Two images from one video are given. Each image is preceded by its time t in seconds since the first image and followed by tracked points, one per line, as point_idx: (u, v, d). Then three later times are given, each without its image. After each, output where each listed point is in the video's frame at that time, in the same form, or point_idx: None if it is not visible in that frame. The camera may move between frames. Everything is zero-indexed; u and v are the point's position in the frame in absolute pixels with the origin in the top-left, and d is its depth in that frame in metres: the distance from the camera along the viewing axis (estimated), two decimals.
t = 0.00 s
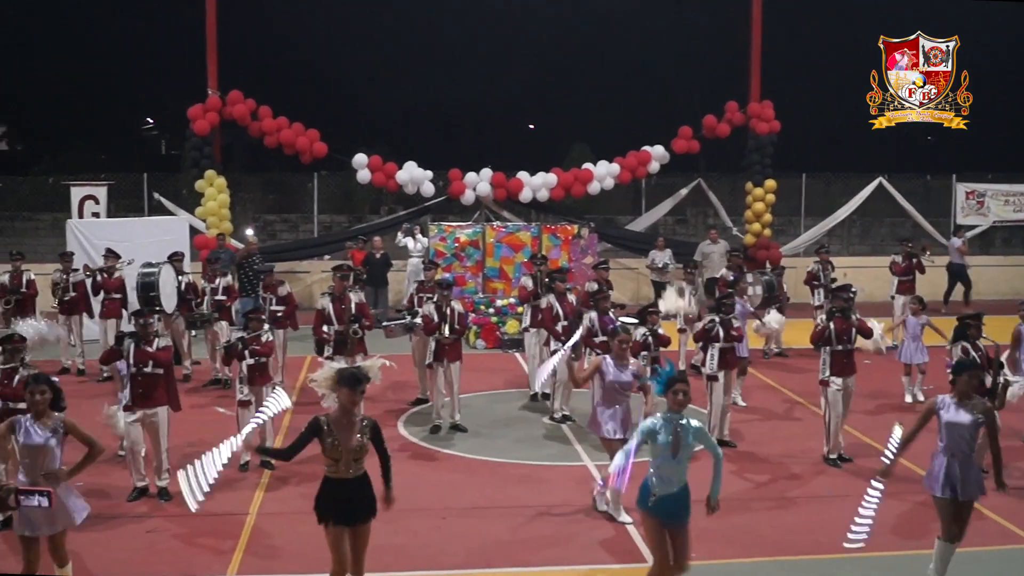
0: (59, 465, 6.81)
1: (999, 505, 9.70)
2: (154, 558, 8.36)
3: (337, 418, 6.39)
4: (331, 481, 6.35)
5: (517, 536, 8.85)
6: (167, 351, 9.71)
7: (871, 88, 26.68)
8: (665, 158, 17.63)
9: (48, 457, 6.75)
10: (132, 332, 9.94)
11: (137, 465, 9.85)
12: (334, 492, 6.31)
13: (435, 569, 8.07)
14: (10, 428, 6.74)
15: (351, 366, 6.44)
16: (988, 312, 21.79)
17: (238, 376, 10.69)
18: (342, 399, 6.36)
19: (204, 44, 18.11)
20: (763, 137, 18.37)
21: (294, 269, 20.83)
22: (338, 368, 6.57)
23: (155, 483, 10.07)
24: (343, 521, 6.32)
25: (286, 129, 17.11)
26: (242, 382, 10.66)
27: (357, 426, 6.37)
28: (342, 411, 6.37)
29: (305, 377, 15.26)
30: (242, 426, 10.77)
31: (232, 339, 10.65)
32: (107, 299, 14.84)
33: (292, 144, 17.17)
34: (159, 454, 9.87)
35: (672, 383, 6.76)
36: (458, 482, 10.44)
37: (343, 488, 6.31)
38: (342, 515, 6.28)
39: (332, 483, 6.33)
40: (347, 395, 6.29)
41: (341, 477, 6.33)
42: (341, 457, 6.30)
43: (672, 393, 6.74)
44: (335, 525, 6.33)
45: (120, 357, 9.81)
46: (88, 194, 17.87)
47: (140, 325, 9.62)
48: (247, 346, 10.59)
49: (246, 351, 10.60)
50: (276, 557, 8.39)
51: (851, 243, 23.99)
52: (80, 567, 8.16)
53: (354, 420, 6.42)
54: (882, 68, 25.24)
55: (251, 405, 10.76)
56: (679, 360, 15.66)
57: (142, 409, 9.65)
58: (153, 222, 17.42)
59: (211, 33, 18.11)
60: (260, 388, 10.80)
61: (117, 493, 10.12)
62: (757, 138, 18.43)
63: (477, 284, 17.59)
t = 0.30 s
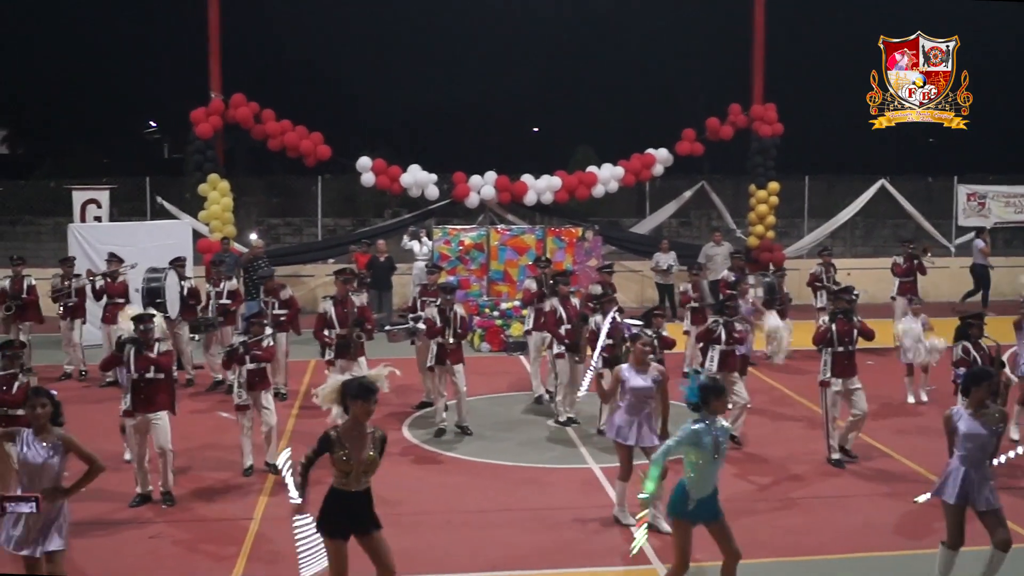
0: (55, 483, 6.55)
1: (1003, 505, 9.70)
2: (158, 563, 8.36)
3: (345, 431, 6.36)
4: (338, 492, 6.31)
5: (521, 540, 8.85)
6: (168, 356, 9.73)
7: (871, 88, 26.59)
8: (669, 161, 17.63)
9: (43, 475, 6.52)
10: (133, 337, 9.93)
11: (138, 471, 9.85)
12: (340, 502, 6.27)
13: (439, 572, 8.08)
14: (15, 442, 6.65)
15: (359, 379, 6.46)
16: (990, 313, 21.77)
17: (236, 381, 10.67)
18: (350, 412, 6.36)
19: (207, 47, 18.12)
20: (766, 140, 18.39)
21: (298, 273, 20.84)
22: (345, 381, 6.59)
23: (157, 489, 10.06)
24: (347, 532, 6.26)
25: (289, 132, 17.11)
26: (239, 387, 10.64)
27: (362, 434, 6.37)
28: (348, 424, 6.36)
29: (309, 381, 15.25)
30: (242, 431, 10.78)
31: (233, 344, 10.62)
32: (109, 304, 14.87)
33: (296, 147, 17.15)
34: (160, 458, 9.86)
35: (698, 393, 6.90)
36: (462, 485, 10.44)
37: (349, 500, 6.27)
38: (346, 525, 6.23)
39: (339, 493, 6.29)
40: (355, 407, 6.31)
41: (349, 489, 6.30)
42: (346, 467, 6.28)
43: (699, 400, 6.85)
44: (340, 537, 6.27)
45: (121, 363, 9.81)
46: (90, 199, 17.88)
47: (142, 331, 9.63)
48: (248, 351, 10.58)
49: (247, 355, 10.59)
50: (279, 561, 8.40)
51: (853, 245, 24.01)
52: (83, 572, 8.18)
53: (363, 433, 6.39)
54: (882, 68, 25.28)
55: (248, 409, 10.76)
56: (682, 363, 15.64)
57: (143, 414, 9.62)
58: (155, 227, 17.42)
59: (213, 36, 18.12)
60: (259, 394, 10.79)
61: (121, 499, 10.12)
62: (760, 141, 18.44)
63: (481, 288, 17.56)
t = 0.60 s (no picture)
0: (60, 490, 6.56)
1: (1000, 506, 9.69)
2: (155, 565, 8.36)
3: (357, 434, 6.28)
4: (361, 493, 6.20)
5: (518, 541, 8.85)
6: (165, 358, 9.71)
7: (870, 88, 26.65)
8: (664, 163, 17.64)
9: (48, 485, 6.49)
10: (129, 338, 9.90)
11: (136, 472, 9.84)
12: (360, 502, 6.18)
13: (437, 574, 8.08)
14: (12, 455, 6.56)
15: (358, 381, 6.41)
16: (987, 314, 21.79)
17: (235, 383, 10.66)
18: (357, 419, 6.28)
19: (204, 49, 18.11)
20: (762, 141, 18.39)
21: (295, 275, 20.84)
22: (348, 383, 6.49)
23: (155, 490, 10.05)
24: (369, 532, 6.18)
25: (285, 134, 17.10)
26: (238, 389, 10.63)
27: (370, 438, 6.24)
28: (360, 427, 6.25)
29: (305, 383, 15.24)
30: (240, 433, 10.76)
31: (230, 346, 10.60)
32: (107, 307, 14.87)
33: (292, 148, 17.15)
34: (158, 460, 9.85)
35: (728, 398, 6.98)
36: (459, 487, 10.44)
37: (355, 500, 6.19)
38: (368, 525, 6.15)
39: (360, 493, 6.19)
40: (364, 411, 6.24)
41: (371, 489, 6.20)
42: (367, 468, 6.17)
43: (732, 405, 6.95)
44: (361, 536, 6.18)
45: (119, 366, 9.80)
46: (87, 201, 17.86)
47: (139, 333, 9.61)
48: (246, 352, 10.56)
49: (244, 357, 10.57)
50: (277, 562, 8.39)
51: (850, 246, 24.05)
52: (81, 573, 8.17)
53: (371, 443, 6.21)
54: (882, 68, 25.34)
55: (248, 411, 10.74)
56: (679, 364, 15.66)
57: (142, 416, 9.61)
58: (151, 229, 17.39)
59: (210, 37, 18.11)
60: (259, 395, 10.78)
61: (118, 501, 10.11)
62: (757, 142, 18.45)
63: (477, 290, 17.58)
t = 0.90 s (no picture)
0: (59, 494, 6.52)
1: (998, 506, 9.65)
2: (151, 563, 8.35)
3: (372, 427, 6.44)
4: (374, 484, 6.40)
5: (514, 539, 8.85)
6: (162, 356, 9.69)
7: (870, 88, 26.65)
8: (661, 161, 17.67)
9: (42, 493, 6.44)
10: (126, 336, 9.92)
11: (133, 470, 9.83)
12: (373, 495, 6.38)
13: (433, 572, 8.06)
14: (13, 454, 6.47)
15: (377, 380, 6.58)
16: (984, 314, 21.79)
17: (232, 381, 10.65)
18: (381, 418, 6.44)
19: (201, 48, 18.08)
20: (759, 139, 18.40)
21: (291, 273, 20.82)
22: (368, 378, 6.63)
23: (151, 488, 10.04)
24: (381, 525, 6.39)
25: (283, 131, 17.06)
26: (236, 387, 10.62)
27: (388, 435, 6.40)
28: (386, 425, 6.41)
29: (302, 381, 15.23)
30: (238, 431, 10.75)
31: (227, 344, 10.60)
32: (103, 304, 14.84)
33: (289, 145, 17.13)
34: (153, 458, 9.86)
35: (750, 392, 6.81)
36: (456, 485, 10.43)
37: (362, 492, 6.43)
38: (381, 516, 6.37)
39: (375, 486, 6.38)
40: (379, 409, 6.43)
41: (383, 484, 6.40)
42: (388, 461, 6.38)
43: (752, 400, 6.80)
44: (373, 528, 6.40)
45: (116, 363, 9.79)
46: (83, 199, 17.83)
47: (136, 330, 9.61)
48: (243, 350, 10.56)
49: (241, 355, 10.58)
50: (274, 561, 8.39)
51: (847, 245, 24.07)
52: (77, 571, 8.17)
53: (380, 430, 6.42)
54: (882, 68, 25.39)
55: (245, 409, 10.72)
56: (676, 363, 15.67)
57: (139, 414, 9.63)
58: (147, 226, 17.37)
59: (208, 35, 18.08)
60: (255, 393, 10.82)
61: (114, 498, 10.09)
62: (754, 141, 18.46)
63: (474, 287, 17.55)
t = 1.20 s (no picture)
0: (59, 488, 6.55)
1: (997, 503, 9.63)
2: (149, 560, 8.35)
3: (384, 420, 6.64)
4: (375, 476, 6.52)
5: (512, 536, 8.85)
6: (159, 353, 9.70)
7: (871, 88, 26.66)
8: (659, 158, 17.66)
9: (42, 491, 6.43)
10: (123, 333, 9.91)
11: (130, 467, 9.82)
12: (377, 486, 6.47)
13: (431, 570, 8.05)
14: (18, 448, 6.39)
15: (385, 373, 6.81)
16: (982, 311, 21.79)
17: (227, 377, 10.61)
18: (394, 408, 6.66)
19: (198, 45, 18.05)
20: (757, 137, 18.41)
21: (289, 269, 20.80)
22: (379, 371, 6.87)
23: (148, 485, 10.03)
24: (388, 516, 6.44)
25: (280, 127, 17.03)
26: (230, 383, 10.57)
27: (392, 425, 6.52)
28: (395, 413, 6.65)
29: (300, 377, 15.22)
30: (234, 428, 10.75)
31: (224, 341, 10.61)
32: (102, 301, 14.83)
33: (287, 142, 17.12)
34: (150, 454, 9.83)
35: (755, 383, 6.86)
36: (454, 482, 10.42)
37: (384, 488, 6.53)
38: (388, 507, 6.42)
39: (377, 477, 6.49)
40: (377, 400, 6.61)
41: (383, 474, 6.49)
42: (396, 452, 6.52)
43: (755, 392, 6.87)
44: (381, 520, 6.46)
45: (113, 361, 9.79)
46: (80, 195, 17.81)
47: (132, 328, 9.58)
48: (240, 347, 10.59)
49: (238, 352, 10.59)
50: (271, 558, 8.37)
51: (844, 241, 24.08)
52: (73, 569, 8.15)
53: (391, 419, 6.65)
54: (882, 68, 25.42)
55: (239, 406, 10.68)
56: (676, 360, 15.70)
57: (135, 411, 9.60)
58: (145, 223, 17.34)
59: (205, 32, 18.05)
60: (250, 390, 10.69)
61: (111, 495, 10.08)
62: (751, 138, 18.46)
63: (472, 284, 17.55)
